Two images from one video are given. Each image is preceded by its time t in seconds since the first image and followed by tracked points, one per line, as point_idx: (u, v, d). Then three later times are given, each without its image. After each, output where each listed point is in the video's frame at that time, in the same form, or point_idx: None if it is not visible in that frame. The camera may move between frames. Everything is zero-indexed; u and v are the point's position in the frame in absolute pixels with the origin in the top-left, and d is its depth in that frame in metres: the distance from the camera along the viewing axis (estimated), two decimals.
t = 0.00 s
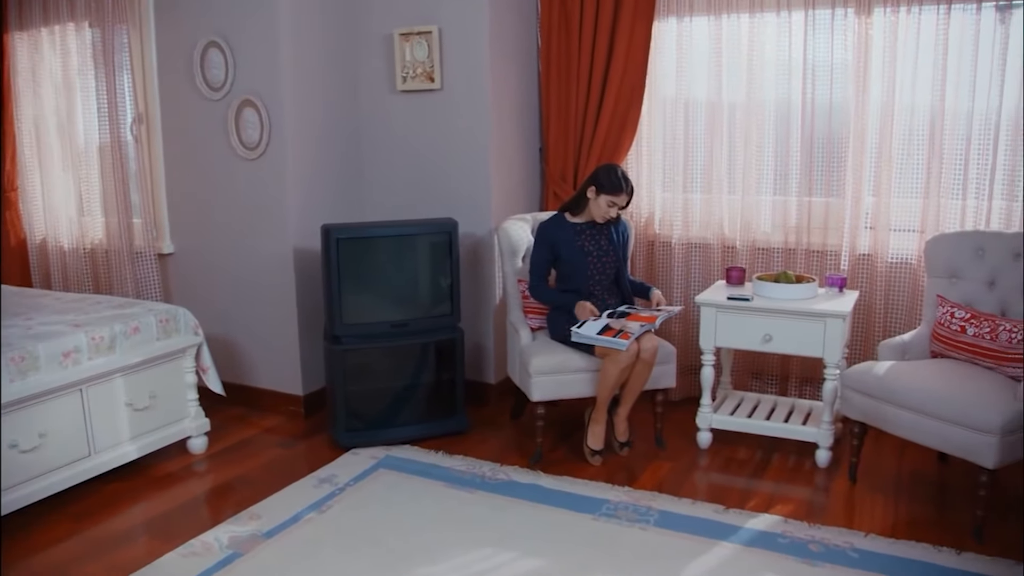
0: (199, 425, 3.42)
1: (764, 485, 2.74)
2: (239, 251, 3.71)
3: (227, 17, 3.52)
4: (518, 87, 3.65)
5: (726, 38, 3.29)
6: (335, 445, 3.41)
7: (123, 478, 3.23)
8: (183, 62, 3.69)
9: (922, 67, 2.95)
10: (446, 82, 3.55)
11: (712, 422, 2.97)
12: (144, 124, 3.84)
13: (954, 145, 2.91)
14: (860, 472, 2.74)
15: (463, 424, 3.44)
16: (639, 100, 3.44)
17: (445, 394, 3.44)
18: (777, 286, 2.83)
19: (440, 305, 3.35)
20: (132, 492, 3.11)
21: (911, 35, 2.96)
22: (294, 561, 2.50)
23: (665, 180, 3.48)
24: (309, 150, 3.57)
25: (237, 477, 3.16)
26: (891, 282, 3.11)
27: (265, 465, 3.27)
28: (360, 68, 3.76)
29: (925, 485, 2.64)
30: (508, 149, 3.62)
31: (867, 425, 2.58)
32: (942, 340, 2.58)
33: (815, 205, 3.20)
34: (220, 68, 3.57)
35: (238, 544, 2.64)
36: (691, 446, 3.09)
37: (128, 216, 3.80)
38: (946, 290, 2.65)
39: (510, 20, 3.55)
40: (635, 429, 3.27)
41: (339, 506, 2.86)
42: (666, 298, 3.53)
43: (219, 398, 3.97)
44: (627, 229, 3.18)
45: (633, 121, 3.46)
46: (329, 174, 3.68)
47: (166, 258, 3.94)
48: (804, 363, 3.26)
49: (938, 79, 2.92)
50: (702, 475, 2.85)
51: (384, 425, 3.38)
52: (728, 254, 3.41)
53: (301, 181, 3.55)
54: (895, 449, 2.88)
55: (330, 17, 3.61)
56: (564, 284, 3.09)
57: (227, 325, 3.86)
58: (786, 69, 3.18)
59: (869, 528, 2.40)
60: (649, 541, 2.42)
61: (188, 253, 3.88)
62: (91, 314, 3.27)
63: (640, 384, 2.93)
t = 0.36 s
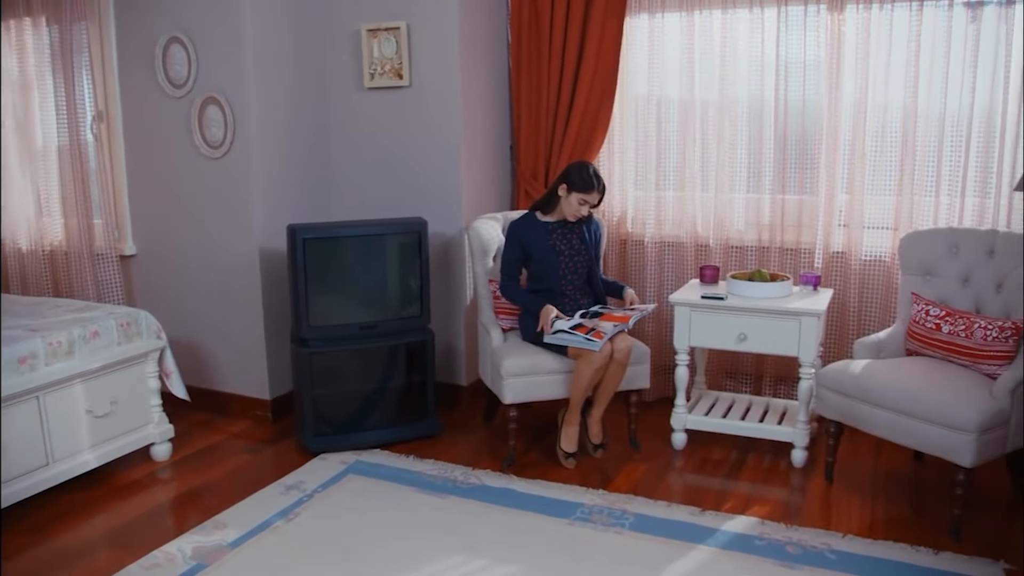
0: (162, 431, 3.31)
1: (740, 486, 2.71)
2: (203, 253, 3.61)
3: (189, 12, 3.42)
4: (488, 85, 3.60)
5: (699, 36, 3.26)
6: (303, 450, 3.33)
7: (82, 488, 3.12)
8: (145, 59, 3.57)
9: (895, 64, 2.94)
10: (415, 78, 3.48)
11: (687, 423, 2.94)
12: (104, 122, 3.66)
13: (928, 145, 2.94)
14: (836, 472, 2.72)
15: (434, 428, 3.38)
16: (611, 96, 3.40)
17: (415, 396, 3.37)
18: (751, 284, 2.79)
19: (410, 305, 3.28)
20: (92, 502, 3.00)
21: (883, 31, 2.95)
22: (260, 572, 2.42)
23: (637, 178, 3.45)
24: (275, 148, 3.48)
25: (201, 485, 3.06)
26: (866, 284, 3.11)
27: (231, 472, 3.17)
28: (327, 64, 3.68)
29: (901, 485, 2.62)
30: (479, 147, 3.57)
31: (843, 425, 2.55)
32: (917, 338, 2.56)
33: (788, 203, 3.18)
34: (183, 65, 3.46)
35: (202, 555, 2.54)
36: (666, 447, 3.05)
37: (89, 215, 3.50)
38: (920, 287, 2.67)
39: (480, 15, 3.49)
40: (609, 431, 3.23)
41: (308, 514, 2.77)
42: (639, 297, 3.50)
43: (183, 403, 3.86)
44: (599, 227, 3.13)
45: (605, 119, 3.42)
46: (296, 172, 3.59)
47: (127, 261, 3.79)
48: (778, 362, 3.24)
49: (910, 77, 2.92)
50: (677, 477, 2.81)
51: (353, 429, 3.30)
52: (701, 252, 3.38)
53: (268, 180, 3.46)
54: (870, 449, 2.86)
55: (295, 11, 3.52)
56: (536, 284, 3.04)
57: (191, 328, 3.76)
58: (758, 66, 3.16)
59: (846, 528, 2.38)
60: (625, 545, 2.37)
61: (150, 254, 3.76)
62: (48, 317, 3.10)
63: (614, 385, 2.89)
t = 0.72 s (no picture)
0: (126, 439, 3.20)
1: (716, 488, 2.67)
2: (166, 255, 3.51)
3: (150, 6, 3.31)
4: (459, 82, 3.54)
5: (671, 34, 3.22)
6: (270, 456, 3.24)
7: (40, 498, 3.00)
8: (104, 55, 3.45)
9: (869, 61, 2.93)
10: (384, 76, 3.41)
11: (662, 424, 2.90)
12: (64, 120, 3.53)
13: (901, 143, 2.94)
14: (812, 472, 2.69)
15: (405, 432, 3.31)
16: (583, 94, 3.35)
17: (386, 400, 3.29)
18: (726, 284, 2.76)
19: (379, 307, 3.20)
20: (51, 512, 2.88)
21: (856, 29, 2.94)
22: None
23: (610, 177, 3.41)
24: (240, 147, 3.39)
25: (165, 494, 2.97)
26: (841, 280, 3.10)
27: (196, 480, 3.08)
28: (293, 61, 3.59)
29: (877, 484, 2.60)
30: (450, 145, 3.50)
31: (819, 425, 2.53)
32: (893, 337, 2.54)
33: (762, 201, 3.16)
34: (144, 61, 3.36)
35: (165, 567, 2.45)
36: (641, 449, 3.01)
37: (46, 216, 3.32)
38: (895, 285, 2.66)
39: (450, 12, 3.43)
40: (583, 433, 3.18)
41: (275, 522, 2.69)
42: (613, 297, 3.46)
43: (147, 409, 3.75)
44: (572, 227, 3.07)
45: (577, 117, 3.38)
46: (262, 172, 3.50)
47: (88, 262, 3.66)
48: (753, 361, 3.22)
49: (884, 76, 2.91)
50: (653, 479, 2.77)
51: (322, 434, 3.23)
52: (675, 251, 3.35)
53: (233, 180, 3.37)
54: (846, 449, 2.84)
55: (260, 7, 3.43)
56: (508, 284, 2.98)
57: (155, 332, 3.65)
58: (732, 64, 3.13)
59: (823, 530, 2.35)
60: (601, 550, 2.32)
61: (111, 256, 3.65)
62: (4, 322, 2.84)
63: (587, 387, 2.84)
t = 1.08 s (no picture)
0: (89, 447, 3.08)
1: (695, 491, 2.63)
2: (130, 257, 3.39)
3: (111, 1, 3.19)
4: (431, 80, 3.47)
5: (646, 32, 3.19)
6: (239, 464, 3.15)
7: None
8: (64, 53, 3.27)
9: (845, 60, 2.91)
10: (354, 74, 3.34)
11: (639, 427, 2.85)
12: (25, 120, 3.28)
13: (878, 142, 2.93)
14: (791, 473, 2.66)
15: (378, 436, 3.24)
16: (557, 93, 3.31)
17: (358, 404, 3.22)
18: (702, 284, 2.72)
19: (351, 309, 3.13)
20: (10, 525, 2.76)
21: (832, 27, 2.92)
22: None
23: (584, 176, 3.36)
24: (206, 147, 3.30)
25: (130, 504, 2.87)
26: (818, 279, 3.07)
27: (163, 489, 2.98)
28: (261, 58, 3.50)
29: (856, 485, 2.58)
30: (423, 145, 3.44)
31: (797, 427, 2.49)
32: (871, 337, 2.52)
33: (738, 200, 3.13)
34: (107, 59, 3.22)
35: None
36: (618, 452, 2.96)
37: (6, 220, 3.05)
38: (873, 284, 2.65)
39: (422, 9, 3.37)
40: (559, 436, 3.13)
41: (243, 533, 2.61)
42: (588, 298, 3.41)
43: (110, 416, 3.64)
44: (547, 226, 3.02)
45: (551, 116, 3.33)
46: (229, 172, 3.41)
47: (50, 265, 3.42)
48: (730, 362, 3.19)
49: (860, 74, 2.89)
50: (631, 482, 2.72)
51: (292, 441, 3.14)
52: (651, 251, 3.31)
53: (199, 180, 3.28)
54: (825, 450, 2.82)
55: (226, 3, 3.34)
56: (481, 286, 2.92)
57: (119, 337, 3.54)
58: (707, 63, 3.10)
59: (803, 533, 2.32)
60: (579, 557, 2.27)
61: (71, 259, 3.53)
62: None
63: (563, 390, 2.78)
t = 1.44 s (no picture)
0: (52, 457, 2.96)
1: (673, 494, 2.59)
2: (93, 259, 3.28)
3: None
4: (403, 78, 3.40)
5: (621, 31, 3.15)
6: (207, 472, 3.06)
7: None
8: (24, 50, 3.16)
9: (822, 58, 2.89)
10: (325, 72, 3.26)
11: (616, 430, 2.81)
12: None
13: (855, 141, 2.91)
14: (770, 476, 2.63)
15: (350, 442, 3.16)
16: (530, 91, 3.26)
17: (330, 409, 3.15)
18: (680, 284, 2.69)
19: (322, 312, 3.05)
20: None
21: (809, 24, 2.90)
22: None
23: (559, 176, 3.31)
24: (171, 146, 3.20)
25: (92, 515, 2.76)
26: (796, 279, 3.05)
27: (127, 499, 2.88)
28: (228, 56, 3.41)
29: (835, 488, 2.55)
30: (395, 144, 3.38)
31: (777, 429, 2.46)
32: (850, 337, 2.50)
33: (715, 199, 3.10)
34: (69, 56, 3.11)
35: None
36: (595, 456, 2.91)
37: None
38: (851, 283, 2.62)
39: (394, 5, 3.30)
40: (535, 439, 3.07)
41: (210, 544, 2.52)
42: (564, 299, 3.37)
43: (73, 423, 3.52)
44: (521, 227, 2.97)
45: (525, 115, 3.28)
46: (196, 172, 3.32)
47: (13, 269, 3.38)
48: (708, 363, 3.15)
49: (837, 72, 2.87)
50: (608, 486, 2.68)
51: (262, 447, 3.06)
52: (627, 251, 3.27)
53: (165, 180, 3.18)
54: (804, 451, 2.79)
55: None
56: (455, 287, 2.86)
57: (82, 342, 3.43)
58: (683, 61, 3.07)
59: (782, 537, 2.29)
60: (556, 565, 2.22)
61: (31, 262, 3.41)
62: None
63: (539, 393, 2.73)
